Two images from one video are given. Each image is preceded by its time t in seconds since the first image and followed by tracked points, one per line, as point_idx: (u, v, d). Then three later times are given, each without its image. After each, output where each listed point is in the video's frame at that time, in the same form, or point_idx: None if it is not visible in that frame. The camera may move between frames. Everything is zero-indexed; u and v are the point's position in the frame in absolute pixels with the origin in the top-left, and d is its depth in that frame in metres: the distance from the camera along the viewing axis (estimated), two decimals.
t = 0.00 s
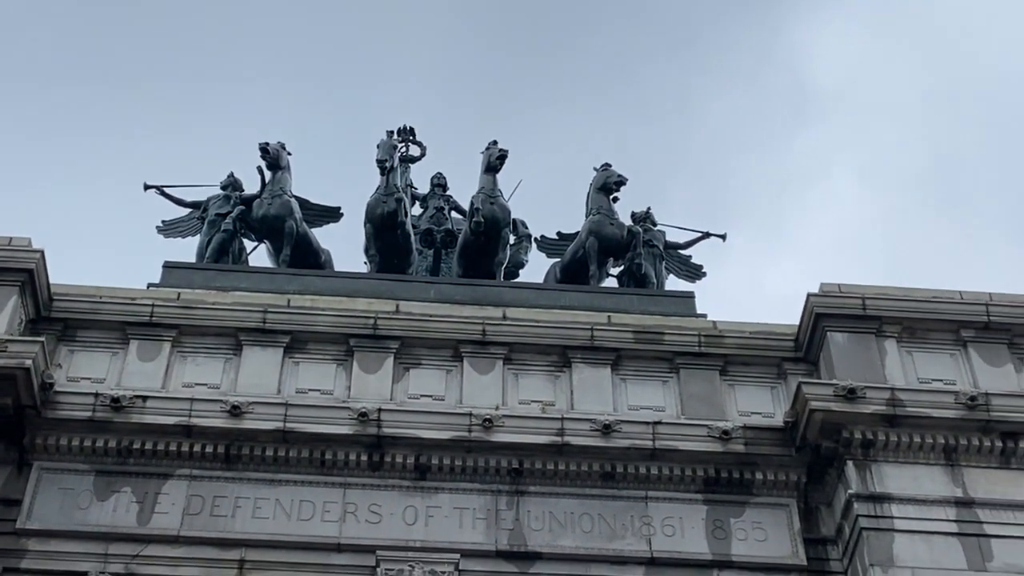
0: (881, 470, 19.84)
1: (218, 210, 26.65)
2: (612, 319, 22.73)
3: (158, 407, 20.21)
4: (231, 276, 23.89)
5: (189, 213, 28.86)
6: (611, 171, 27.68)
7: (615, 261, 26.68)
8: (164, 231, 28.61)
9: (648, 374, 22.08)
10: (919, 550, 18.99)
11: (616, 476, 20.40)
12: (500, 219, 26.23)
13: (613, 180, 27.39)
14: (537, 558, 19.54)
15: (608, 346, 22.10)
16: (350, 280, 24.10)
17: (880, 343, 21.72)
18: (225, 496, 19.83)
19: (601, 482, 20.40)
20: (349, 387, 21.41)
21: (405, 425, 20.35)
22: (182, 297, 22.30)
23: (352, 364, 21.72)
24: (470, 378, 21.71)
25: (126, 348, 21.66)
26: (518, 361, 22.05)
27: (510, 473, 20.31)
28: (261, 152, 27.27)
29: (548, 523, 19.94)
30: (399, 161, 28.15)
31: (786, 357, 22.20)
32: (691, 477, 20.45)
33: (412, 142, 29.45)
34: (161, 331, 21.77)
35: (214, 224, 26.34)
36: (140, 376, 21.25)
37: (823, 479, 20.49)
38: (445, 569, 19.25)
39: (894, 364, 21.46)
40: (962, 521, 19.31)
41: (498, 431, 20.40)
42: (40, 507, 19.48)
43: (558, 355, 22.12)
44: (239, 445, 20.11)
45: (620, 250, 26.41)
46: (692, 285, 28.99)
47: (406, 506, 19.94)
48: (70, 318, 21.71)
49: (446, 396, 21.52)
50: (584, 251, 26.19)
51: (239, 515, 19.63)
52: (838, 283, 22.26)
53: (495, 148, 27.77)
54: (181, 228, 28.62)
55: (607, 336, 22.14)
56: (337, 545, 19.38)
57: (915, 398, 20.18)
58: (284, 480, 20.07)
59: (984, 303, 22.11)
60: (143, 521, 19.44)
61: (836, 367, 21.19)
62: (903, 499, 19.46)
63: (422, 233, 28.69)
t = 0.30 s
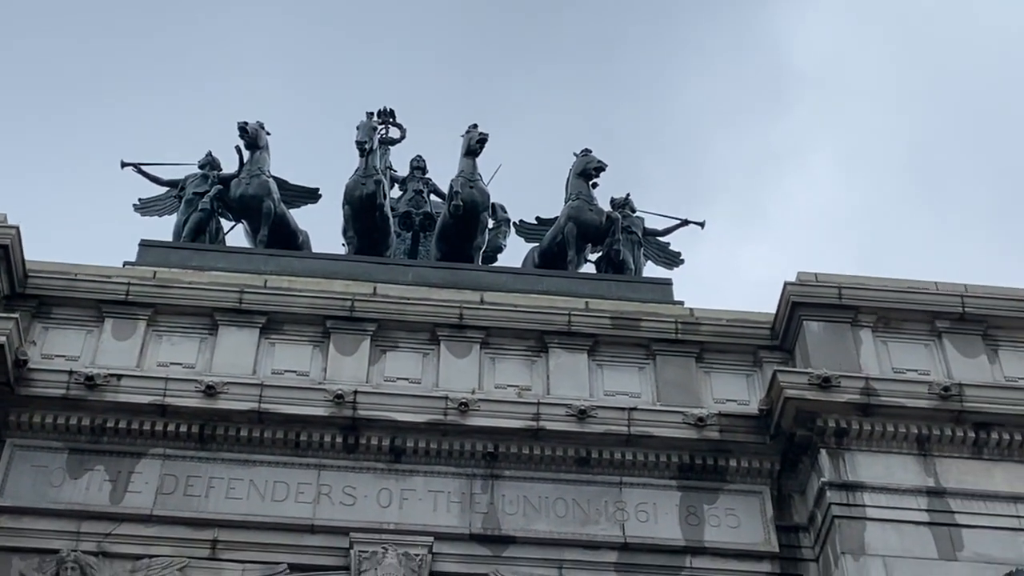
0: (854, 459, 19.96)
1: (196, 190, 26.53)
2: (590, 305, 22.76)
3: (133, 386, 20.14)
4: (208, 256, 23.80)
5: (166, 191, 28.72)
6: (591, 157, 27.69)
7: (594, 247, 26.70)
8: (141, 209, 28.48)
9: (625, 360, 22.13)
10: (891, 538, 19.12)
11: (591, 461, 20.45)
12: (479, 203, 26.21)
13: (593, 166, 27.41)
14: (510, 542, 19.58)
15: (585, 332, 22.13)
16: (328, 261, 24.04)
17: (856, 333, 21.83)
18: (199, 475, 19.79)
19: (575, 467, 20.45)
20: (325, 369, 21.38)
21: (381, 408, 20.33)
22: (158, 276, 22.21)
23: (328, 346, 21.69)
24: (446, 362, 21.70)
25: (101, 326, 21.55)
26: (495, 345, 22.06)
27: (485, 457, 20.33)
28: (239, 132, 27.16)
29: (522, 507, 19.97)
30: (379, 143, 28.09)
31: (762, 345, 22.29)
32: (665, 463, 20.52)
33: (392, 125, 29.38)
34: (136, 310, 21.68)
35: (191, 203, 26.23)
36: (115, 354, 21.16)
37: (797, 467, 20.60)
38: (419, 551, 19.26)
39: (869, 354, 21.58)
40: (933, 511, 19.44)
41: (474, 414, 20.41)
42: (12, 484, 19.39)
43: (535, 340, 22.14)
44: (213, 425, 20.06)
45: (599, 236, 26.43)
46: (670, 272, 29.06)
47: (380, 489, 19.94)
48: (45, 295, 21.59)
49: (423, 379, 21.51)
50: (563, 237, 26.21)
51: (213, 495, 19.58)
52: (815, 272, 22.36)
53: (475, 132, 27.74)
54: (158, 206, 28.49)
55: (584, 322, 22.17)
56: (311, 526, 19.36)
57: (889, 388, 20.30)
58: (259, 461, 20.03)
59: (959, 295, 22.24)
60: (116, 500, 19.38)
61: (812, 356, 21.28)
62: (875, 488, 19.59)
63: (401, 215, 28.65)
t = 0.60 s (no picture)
0: (823, 443, 20.08)
1: (170, 162, 26.37)
2: (563, 286, 22.78)
3: (104, 358, 20.04)
4: (182, 229, 23.69)
5: (139, 163, 28.54)
6: (567, 137, 27.66)
7: (569, 227, 26.72)
8: (114, 180, 28.30)
9: (597, 341, 22.17)
10: (858, 523, 19.25)
11: (562, 441, 20.49)
12: (455, 181, 26.17)
13: (569, 146, 27.39)
14: (480, 520, 19.62)
15: (559, 312, 22.15)
16: (302, 236, 23.96)
17: (827, 318, 21.93)
18: (168, 449, 19.73)
19: (547, 446, 20.49)
20: (297, 344, 21.33)
21: (353, 384, 20.30)
22: (131, 248, 22.10)
23: (301, 321, 21.64)
24: (419, 339, 21.69)
25: (73, 297, 21.42)
26: (468, 324, 22.05)
27: (457, 435, 20.35)
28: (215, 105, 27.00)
29: (493, 485, 20.01)
30: (355, 119, 28.00)
31: (735, 328, 22.36)
32: (636, 444, 20.58)
33: (368, 100, 29.28)
34: (108, 282, 21.56)
35: (165, 175, 26.08)
36: (86, 326, 21.04)
37: (766, 450, 20.71)
38: (388, 528, 19.27)
39: (840, 339, 21.68)
40: (900, 496, 19.59)
41: (446, 392, 20.40)
42: None
43: (508, 320, 22.15)
44: (184, 398, 19.99)
45: (574, 216, 26.44)
46: (644, 254, 29.10)
47: (350, 466, 19.93)
48: (16, 265, 21.44)
49: (395, 356, 21.49)
50: (538, 216, 26.20)
51: (183, 469, 19.53)
52: (789, 257, 22.43)
53: (452, 110, 27.66)
54: (131, 177, 28.32)
55: (557, 303, 22.19)
56: (280, 502, 19.35)
57: (859, 373, 20.41)
58: (229, 435, 19.99)
59: (932, 282, 22.35)
60: (85, 471, 19.31)
61: (784, 340, 21.37)
62: (843, 472, 19.71)
63: (376, 192, 28.58)
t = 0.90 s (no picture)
0: (789, 422, 20.21)
1: (141, 127, 26.18)
2: (535, 261, 22.79)
3: (72, 323, 19.92)
4: (152, 195, 23.54)
5: (110, 128, 28.33)
6: (542, 112, 27.64)
7: (541, 202, 26.71)
8: (84, 145, 28.08)
9: (567, 317, 22.21)
10: (822, 502, 19.40)
11: (530, 415, 20.54)
12: (428, 153, 26.11)
13: (543, 121, 27.37)
14: (446, 493, 19.67)
15: (529, 287, 22.16)
16: (273, 206, 23.87)
17: (796, 298, 22.04)
18: (135, 415, 19.66)
19: (515, 420, 20.54)
20: (267, 314, 21.26)
21: (321, 354, 20.26)
22: (100, 214, 21.95)
23: (271, 291, 21.57)
24: (389, 311, 21.67)
25: (40, 262, 21.27)
26: (439, 297, 22.04)
27: (425, 408, 20.37)
28: (187, 71, 26.81)
29: (460, 459, 20.05)
30: (329, 89, 27.87)
31: (704, 307, 22.45)
32: (604, 420, 20.66)
33: (342, 71, 29.14)
34: (77, 247, 21.41)
35: (136, 140, 25.90)
36: (53, 291, 20.90)
37: (733, 428, 20.83)
38: (354, 499, 19.26)
39: (809, 319, 21.80)
40: (864, 476, 19.75)
41: (415, 365, 20.39)
42: None
43: (479, 294, 22.15)
44: (151, 365, 19.91)
45: (546, 191, 26.44)
46: (615, 231, 29.14)
47: (317, 436, 19.92)
48: None
49: (365, 328, 21.46)
50: (510, 191, 26.19)
51: (149, 436, 19.47)
52: (759, 237, 22.53)
53: (426, 82, 27.58)
54: (102, 142, 28.11)
55: (528, 278, 22.21)
56: (246, 471, 19.33)
57: (826, 353, 20.54)
58: (197, 403, 19.93)
59: (900, 264, 22.49)
60: (51, 437, 19.22)
61: (753, 319, 21.47)
62: (808, 452, 19.85)
63: (348, 163, 28.48)
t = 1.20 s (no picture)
0: (754, 396, 20.34)
1: (110, 87, 25.95)
2: (505, 231, 22.79)
3: (37, 282, 19.79)
4: (121, 156, 23.37)
5: (79, 86, 28.07)
6: (515, 82, 27.58)
7: (512, 172, 26.69)
8: (53, 103, 27.82)
9: (536, 288, 22.23)
10: (784, 476, 19.54)
11: (496, 384, 20.57)
12: (400, 120, 26.00)
13: (516, 91, 27.32)
14: (412, 460, 19.70)
15: (499, 257, 22.16)
16: (243, 169, 23.74)
17: (764, 274, 22.14)
18: (100, 376, 19.57)
19: (481, 389, 20.57)
20: (235, 278, 21.18)
21: (289, 319, 20.21)
22: (68, 173, 21.78)
23: (239, 255, 21.48)
24: (357, 278, 21.63)
25: (6, 220, 21.09)
26: (408, 265, 22.02)
27: (392, 375, 20.38)
28: (158, 31, 26.58)
29: (426, 426, 20.08)
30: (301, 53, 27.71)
31: (673, 281, 22.52)
32: (570, 391, 20.72)
33: (315, 35, 28.97)
34: (44, 206, 21.24)
35: (105, 100, 25.67)
36: (19, 250, 20.74)
37: (698, 402, 20.95)
38: (318, 465, 19.24)
39: (776, 295, 21.91)
40: (826, 452, 19.91)
41: (382, 332, 20.36)
42: None
43: (448, 263, 22.14)
44: (117, 327, 19.82)
45: (518, 161, 26.42)
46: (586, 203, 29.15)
47: (283, 401, 19.89)
48: None
49: (333, 294, 21.41)
50: (482, 160, 26.15)
51: (114, 397, 19.40)
52: (729, 212, 22.61)
53: (400, 48, 27.45)
54: (70, 101, 27.85)
55: (498, 248, 22.21)
56: (211, 435, 19.29)
57: (792, 329, 20.66)
58: (162, 365, 19.87)
59: (868, 243, 22.61)
60: (14, 396, 19.11)
61: (720, 294, 21.56)
62: (772, 426, 19.99)
63: (319, 128, 28.35)
